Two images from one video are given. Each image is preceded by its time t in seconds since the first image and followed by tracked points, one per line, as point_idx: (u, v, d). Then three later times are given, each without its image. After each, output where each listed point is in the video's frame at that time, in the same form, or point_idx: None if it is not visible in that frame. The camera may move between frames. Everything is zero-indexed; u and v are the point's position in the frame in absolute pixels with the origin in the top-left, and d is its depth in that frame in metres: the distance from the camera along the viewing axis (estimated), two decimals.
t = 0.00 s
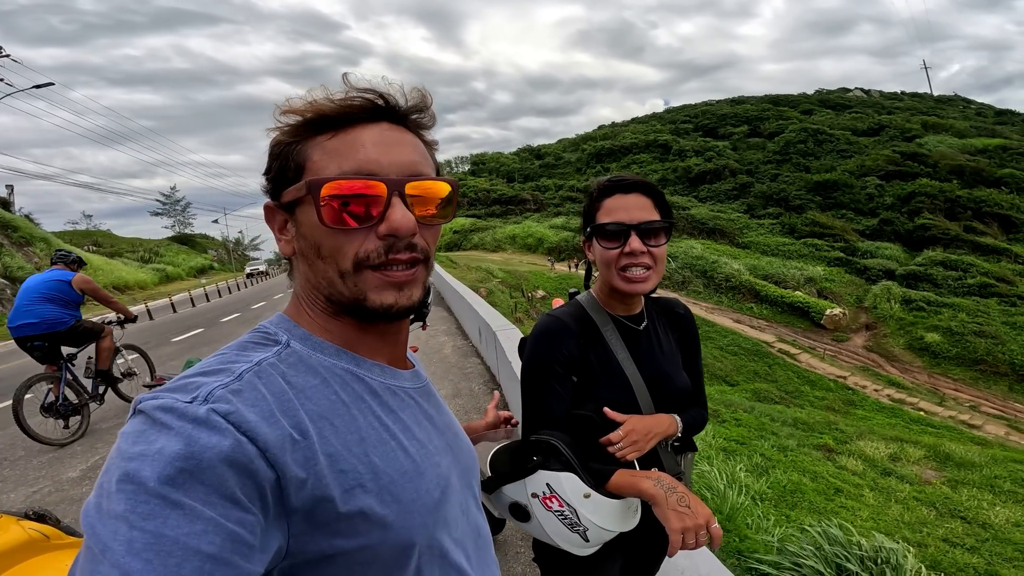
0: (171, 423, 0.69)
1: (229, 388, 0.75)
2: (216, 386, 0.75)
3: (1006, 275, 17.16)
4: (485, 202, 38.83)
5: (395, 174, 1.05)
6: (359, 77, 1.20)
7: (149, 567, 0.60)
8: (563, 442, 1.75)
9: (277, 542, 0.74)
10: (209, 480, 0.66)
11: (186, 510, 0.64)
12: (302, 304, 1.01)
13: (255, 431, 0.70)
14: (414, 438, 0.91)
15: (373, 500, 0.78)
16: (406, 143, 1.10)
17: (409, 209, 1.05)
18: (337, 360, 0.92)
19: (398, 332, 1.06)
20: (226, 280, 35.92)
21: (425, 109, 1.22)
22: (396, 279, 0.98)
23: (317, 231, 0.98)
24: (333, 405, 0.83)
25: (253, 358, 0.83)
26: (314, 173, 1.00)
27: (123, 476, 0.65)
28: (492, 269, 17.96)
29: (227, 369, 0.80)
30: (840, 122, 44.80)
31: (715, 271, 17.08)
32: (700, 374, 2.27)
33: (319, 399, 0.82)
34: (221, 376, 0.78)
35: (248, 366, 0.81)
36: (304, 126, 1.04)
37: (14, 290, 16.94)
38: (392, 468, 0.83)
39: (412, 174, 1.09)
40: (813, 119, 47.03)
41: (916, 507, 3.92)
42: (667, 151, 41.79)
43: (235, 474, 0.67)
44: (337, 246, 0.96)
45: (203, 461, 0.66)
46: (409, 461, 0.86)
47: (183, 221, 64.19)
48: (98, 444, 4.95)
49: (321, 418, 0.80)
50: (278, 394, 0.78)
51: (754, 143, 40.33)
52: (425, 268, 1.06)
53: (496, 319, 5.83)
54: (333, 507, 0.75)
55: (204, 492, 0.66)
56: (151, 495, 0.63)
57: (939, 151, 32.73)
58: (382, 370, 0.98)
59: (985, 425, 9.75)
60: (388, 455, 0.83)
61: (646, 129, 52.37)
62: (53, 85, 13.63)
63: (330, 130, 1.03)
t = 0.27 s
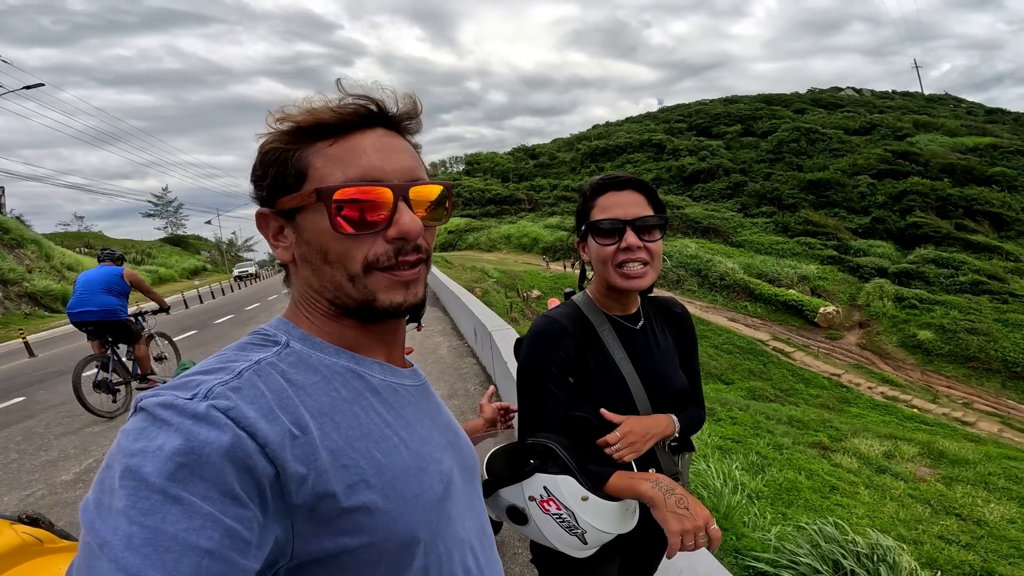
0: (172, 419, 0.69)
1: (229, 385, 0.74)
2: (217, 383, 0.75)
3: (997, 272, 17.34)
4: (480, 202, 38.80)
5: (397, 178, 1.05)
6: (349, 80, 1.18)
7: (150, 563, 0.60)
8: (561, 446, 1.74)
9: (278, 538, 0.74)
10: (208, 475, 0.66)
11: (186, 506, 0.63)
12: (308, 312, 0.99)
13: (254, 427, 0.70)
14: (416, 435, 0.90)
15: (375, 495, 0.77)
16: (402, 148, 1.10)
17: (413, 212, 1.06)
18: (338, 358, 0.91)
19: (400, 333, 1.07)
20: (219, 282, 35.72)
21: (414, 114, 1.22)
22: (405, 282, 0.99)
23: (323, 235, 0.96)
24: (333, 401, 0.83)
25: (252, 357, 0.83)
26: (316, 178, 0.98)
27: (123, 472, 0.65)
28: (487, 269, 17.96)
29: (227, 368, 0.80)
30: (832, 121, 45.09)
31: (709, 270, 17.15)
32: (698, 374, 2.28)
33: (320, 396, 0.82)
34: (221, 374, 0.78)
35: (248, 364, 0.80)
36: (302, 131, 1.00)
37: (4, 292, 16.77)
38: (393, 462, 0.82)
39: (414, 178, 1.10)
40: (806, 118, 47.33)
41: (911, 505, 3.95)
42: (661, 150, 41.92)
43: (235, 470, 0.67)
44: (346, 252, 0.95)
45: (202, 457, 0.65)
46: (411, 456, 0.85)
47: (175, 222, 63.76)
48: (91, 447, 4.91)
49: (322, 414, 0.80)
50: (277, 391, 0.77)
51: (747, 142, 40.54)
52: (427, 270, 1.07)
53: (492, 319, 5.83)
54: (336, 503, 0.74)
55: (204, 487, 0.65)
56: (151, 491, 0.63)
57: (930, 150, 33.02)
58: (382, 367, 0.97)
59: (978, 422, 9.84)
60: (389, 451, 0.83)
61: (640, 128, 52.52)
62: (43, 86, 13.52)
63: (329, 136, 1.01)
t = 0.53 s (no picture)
0: (185, 427, 0.68)
1: (241, 391, 0.74)
2: (228, 390, 0.74)
3: (992, 271, 17.44)
4: (477, 202, 38.81)
5: (418, 183, 1.07)
6: (362, 82, 1.17)
7: None
8: (565, 449, 1.70)
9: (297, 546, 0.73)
10: (223, 486, 0.65)
11: (203, 516, 0.63)
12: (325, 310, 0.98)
13: (269, 435, 0.69)
14: (427, 434, 0.90)
15: (392, 497, 0.77)
16: (420, 155, 1.13)
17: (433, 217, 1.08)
18: (344, 360, 0.91)
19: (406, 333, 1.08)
20: (215, 283, 35.59)
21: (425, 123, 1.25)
22: (426, 286, 1.01)
23: (350, 235, 0.95)
24: (345, 404, 0.82)
25: (261, 361, 0.82)
26: (344, 177, 0.97)
27: (135, 485, 0.64)
28: (485, 269, 17.96)
29: (237, 372, 0.80)
30: (828, 121, 45.27)
31: (706, 270, 17.19)
32: (701, 376, 2.28)
33: (332, 399, 0.82)
34: (232, 380, 0.77)
35: (259, 369, 0.80)
36: (328, 127, 0.99)
37: None
38: (407, 463, 0.82)
39: (432, 183, 1.12)
40: (801, 119, 47.51)
41: (909, 504, 3.97)
42: (657, 151, 42.02)
43: (249, 480, 0.67)
44: (374, 254, 0.95)
45: (218, 468, 0.65)
46: (423, 456, 0.85)
47: (171, 223, 63.61)
48: (87, 449, 4.88)
49: (336, 417, 0.80)
50: (289, 397, 0.77)
51: (743, 142, 40.68)
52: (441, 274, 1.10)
53: (490, 320, 5.83)
54: (355, 506, 0.74)
55: (219, 499, 0.65)
56: (165, 504, 0.63)
57: (925, 150, 33.19)
58: (390, 368, 0.96)
59: (975, 421, 9.89)
60: (403, 452, 0.82)
61: (636, 129, 52.63)
62: (38, 86, 13.43)
63: (356, 136, 1.01)
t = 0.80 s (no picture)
0: (193, 424, 0.68)
1: (247, 386, 0.74)
2: (235, 385, 0.74)
3: (992, 272, 17.44)
4: (477, 202, 38.82)
5: (422, 176, 1.07)
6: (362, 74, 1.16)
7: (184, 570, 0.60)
8: (571, 443, 1.71)
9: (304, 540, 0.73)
10: (232, 481, 0.66)
11: (214, 512, 0.64)
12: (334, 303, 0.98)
13: (276, 429, 0.70)
14: (433, 429, 0.90)
15: (399, 490, 0.77)
16: (423, 148, 1.13)
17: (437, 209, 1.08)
18: (350, 355, 0.91)
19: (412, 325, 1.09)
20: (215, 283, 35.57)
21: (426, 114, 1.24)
22: (431, 278, 1.02)
23: (355, 229, 0.95)
24: (351, 398, 0.82)
25: (268, 356, 0.82)
26: (348, 172, 0.97)
27: (145, 479, 0.64)
28: (485, 269, 17.97)
29: (244, 367, 0.80)
30: (828, 122, 45.28)
31: (706, 270, 17.19)
32: (704, 372, 2.28)
33: (338, 393, 0.82)
34: (238, 375, 0.77)
35: (266, 363, 0.80)
36: (329, 120, 0.99)
37: None
38: (412, 456, 0.82)
39: (435, 174, 1.12)
40: (801, 119, 47.54)
41: (909, 504, 3.96)
42: (657, 151, 42.04)
43: (258, 474, 0.67)
44: (381, 246, 0.96)
45: (225, 463, 0.65)
46: (429, 450, 0.85)
47: (171, 224, 63.62)
48: (89, 448, 4.88)
49: (342, 411, 0.79)
50: (295, 391, 0.77)
51: (743, 143, 40.69)
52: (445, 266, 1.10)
53: (491, 320, 5.84)
54: (362, 500, 0.75)
55: (229, 493, 0.65)
56: (176, 498, 0.63)
57: (925, 150, 33.19)
58: (394, 362, 0.96)
59: (975, 421, 9.88)
60: (408, 445, 0.82)
61: (636, 129, 52.66)
62: (39, 86, 13.44)
63: (358, 128, 1.01)
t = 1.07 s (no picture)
0: (209, 414, 0.70)
1: (261, 379, 0.75)
2: (250, 377, 0.75)
3: (992, 271, 17.43)
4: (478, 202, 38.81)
5: (419, 168, 1.06)
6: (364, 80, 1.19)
7: (201, 557, 0.61)
8: (578, 439, 1.71)
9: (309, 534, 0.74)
10: (246, 469, 0.66)
11: (229, 500, 0.64)
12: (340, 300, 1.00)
13: (286, 421, 0.70)
14: (440, 431, 0.89)
15: (401, 490, 0.77)
16: (424, 140, 1.12)
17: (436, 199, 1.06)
18: (365, 354, 0.91)
19: (428, 323, 1.08)
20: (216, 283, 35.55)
21: (433, 109, 1.23)
22: (433, 269, 0.99)
23: (351, 227, 0.96)
24: (361, 397, 0.82)
25: (284, 351, 0.83)
26: (342, 171, 0.99)
27: (166, 466, 0.66)
28: (486, 269, 17.95)
29: (260, 361, 0.81)
30: (828, 122, 45.25)
31: (707, 270, 17.19)
32: (708, 370, 2.28)
33: (349, 390, 0.82)
34: (254, 368, 0.78)
35: (280, 360, 0.81)
36: (325, 127, 1.02)
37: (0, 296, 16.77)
38: (416, 457, 0.81)
39: (438, 167, 1.10)
40: (802, 119, 47.53)
41: (910, 503, 3.96)
42: (658, 151, 42.03)
43: (271, 462, 0.67)
44: (377, 240, 0.96)
45: (241, 449, 0.66)
46: (434, 453, 0.84)
47: (172, 224, 63.60)
48: (92, 447, 4.88)
49: (350, 410, 0.80)
50: (307, 385, 0.78)
51: (743, 142, 40.68)
52: (454, 257, 1.08)
53: (492, 319, 5.84)
54: (362, 498, 0.74)
55: (244, 482, 0.66)
56: (195, 486, 0.64)
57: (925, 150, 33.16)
58: (410, 363, 0.97)
59: (976, 421, 9.87)
60: (412, 447, 0.82)
61: (636, 129, 52.66)
62: (41, 86, 13.44)
63: (353, 128, 1.03)
